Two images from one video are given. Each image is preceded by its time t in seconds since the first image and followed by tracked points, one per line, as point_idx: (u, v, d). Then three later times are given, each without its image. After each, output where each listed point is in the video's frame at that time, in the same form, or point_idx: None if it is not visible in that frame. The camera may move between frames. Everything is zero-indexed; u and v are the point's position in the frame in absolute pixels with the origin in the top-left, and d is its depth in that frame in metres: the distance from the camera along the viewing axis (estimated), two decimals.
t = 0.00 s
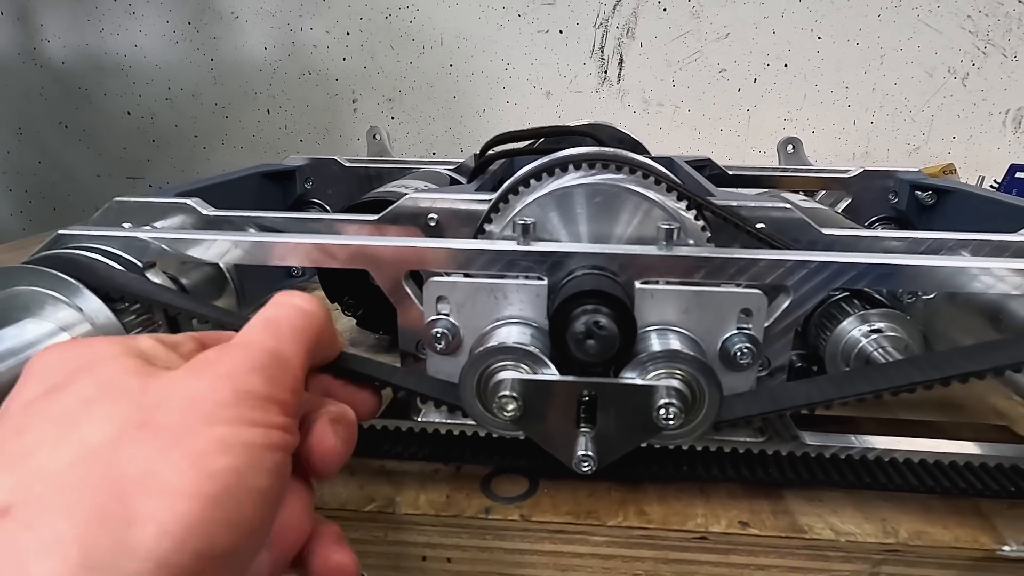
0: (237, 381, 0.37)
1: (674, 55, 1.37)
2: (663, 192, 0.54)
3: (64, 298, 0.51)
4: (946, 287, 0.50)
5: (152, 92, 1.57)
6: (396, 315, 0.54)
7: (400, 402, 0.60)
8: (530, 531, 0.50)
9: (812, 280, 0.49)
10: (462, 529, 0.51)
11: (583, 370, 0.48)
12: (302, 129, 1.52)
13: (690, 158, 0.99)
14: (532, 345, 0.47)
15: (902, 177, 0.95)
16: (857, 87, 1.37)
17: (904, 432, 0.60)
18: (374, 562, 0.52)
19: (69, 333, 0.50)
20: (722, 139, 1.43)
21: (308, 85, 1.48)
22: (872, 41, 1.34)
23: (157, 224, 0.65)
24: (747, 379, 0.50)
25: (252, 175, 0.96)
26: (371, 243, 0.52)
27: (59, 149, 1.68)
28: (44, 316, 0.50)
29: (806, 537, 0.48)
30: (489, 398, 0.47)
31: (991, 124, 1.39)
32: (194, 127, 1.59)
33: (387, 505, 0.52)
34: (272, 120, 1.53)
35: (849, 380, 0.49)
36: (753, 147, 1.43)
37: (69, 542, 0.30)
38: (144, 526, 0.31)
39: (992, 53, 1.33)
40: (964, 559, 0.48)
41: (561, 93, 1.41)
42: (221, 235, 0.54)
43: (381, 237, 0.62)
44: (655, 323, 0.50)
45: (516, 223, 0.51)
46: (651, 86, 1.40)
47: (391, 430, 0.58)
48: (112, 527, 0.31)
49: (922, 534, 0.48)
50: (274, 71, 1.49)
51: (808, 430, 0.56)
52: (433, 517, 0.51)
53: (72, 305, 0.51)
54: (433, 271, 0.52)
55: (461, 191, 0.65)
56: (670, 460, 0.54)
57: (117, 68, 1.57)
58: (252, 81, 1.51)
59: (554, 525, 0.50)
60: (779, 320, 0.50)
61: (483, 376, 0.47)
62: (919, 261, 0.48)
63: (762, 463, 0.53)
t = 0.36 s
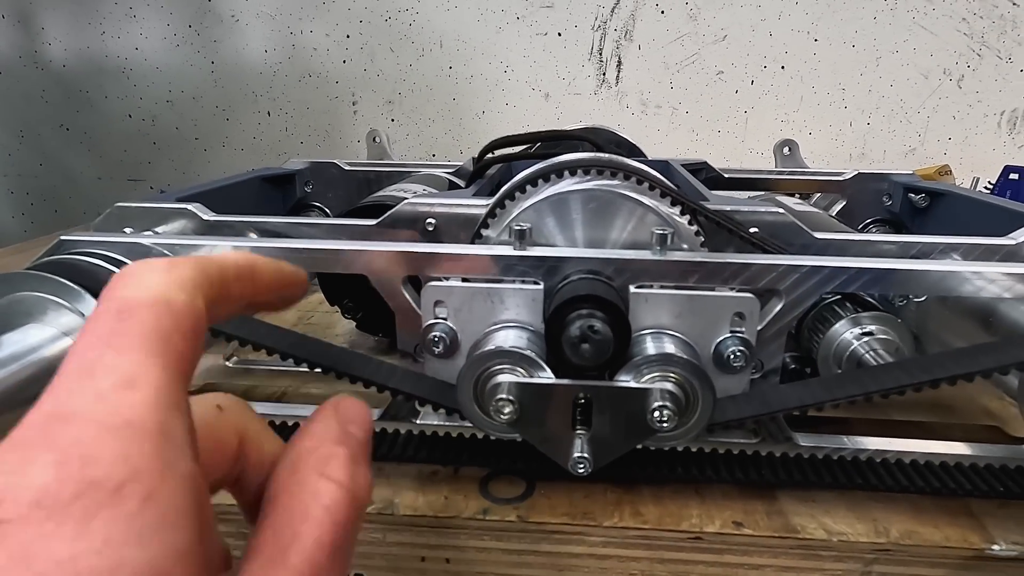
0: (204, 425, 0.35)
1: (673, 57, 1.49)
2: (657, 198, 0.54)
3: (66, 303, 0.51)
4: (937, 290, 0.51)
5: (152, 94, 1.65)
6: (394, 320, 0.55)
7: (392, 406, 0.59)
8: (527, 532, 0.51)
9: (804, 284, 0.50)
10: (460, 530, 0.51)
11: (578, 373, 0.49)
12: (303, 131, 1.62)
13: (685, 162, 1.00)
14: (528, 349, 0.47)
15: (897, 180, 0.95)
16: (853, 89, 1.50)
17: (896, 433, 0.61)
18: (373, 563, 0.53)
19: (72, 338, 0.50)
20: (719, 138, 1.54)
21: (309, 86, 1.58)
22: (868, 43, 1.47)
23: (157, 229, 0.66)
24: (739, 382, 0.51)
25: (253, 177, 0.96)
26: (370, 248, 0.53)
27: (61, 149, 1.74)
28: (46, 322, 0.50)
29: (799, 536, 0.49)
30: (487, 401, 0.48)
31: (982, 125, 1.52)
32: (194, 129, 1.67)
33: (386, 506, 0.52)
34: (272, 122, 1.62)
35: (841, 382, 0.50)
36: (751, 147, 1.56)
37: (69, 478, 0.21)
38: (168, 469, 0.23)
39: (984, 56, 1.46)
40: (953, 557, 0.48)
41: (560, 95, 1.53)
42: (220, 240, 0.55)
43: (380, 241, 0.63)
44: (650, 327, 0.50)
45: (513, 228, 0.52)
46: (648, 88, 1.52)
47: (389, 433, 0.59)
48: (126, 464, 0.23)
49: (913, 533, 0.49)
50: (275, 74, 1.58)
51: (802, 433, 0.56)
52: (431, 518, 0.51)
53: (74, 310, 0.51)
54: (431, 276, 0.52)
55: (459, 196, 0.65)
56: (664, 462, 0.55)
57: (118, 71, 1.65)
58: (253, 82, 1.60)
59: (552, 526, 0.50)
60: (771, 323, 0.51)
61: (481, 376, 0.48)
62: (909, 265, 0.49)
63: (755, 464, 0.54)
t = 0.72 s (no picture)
0: (226, 486, 0.33)
1: (670, 62, 1.50)
2: (652, 205, 0.55)
3: (70, 310, 0.52)
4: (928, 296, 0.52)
5: (152, 100, 1.66)
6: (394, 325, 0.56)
7: (393, 410, 0.60)
8: (525, 534, 0.51)
9: (796, 289, 0.50)
10: (459, 532, 0.52)
11: (574, 378, 0.49)
12: (302, 136, 1.63)
13: (681, 168, 1.01)
14: (525, 354, 0.48)
15: (890, 185, 0.96)
16: (849, 93, 1.52)
17: (889, 435, 0.62)
18: (372, 566, 0.54)
19: (75, 344, 0.51)
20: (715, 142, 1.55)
21: (308, 91, 1.59)
22: (863, 48, 1.48)
23: (159, 236, 0.67)
24: (732, 387, 0.52)
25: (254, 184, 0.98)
26: (370, 255, 0.54)
27: (61, 153, 1.75)
28: (51, 329, 0.52)
29: (792, 538, 0.50)
30: (485, 406, 0.49)
31: (977, 129, 1.54)
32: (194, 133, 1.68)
33: (386, 509, 0.53)
34: (273, 127, 1.63)
35: (833, 386, 0.50)
36: (747, 151, 1.57)
37: None
38: None
39: (978, 61, 1.48)
40: (943, 558, 0.49)
41: (558, 99, 1.54)
42: (222, 248, 0.56)
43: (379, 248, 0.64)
44: (645, 332, 0.51)
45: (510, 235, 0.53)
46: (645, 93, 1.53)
47: (388, 437, 0.60)
48: None
49: (904, 534, 0.50)
50: (274, 79, 1.59)
51: (795, 436, 0.57)
52: (430, 520, 0.52)
53: (76, 317, 0.52)
54: (430, 283, 0.53)
55: (457, 203, 0.66)
56: (660, 464, 0.56)
57: (118, 76, 1.65)
58: (252, 88, 1.61)
59: (549, 528, 0.51)
60: (764, 329, 0.52)
61: (478, 385, 0.49)
62: (899, 271, 0.50)
63: (749, 467, 0.55)
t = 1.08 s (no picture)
0: (242, 470, 0.35)
1: (668, 67, 1.52)
2: (645, 220, 0.57)
3: (78, 323, 0.54)
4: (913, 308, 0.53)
5: (157, 106, 1.68)
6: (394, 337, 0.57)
7: (393, 418, 0.61)
8: (522, 539, 0.53)
9: (785, 301, 0.52)
10: (457, 538, 0.53)
11: (568, 388, 0.51)
12: (305, 141, 1.64)
13: (677, 177, 1.02)
14: (521, 365, 0.50)
15: (882, 193, 0.98)
16: (845, 98, 1.54)
17: (880, 442, 0.63)
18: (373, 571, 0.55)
19: (83, 357, 0.53)
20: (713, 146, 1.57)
21: (312, 97, 1.61)
22: (858, 53, 1.50)
23: (165, 248, 0.68)
24: (724, 396, 0.53)
25: (258, 193, 0.99)
26: (371, 269, 0.55)
27: (66, 158, 1.77)
28: (60, 342, 0.53)
29: (781, 543, 0.51)
30: (483, 416, 0.50)
31: (971, 133, 1.55)
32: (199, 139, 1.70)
33: (387, 516, 0.55)
34: (276, 131, 1.65)
35: (821, 396, 0.52)
36: (745, 155, 1.59)
37: None
38: None
39: (971, 66, 1.50)
40: (929, 562, 0.51)
41: (558, 104, 1.56)
42: (228, 262, 0.58)
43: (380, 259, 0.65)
44: (639, 343, 0.53)
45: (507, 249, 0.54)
46: (645, 98, 1.55)
47: (389, 445, 0.61)
48: None
49: (890, 539, 0.52)
50: (279, 85, 1.61)
51: (786, 443, 0.59)
52: (430, 526, 0.54)
53: (84, 331, 0.54)
54: (429, 295, 0.55)
55: (456, 216, 0.68)
56: (653, 471, 0.57)
57: (124, 82, 1.67)
58: (258, 95, 1.63)
59: (546, 534, 0.53)
60: (754, 339, 0.54)
61: (475, 395, 0.50)
62: (884, 283, 0.51)
63: (740, 474, 0.56)
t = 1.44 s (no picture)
0: (269, 481, 0.38)
1: (663, 68, 1.55)
2: (640, 239, 0.60)
3: (101, 337, 0.57)
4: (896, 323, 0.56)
5: (151, 106, 1.70)
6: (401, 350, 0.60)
7: (398, 427, 0.63)
8: (524, 543, 0.56)
9: (773, 317, 0.55)
10: (463, 542, 0.56)
11: (568, 400, 0.54)
12: (303, 142, 1.67)
13: (671, 186, 1.05)
14: (523, 379, 0.53)
15: (872, 202, 1.01)
16: (839, 98, 1.57)
17: (865, 448, 0.66)
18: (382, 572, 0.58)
19: (108, 369, 0.56)
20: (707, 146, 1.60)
21: (304, 97, 1.63)
22: (852, 55, 1.53)
23: (178, 262, 0.71)
24: (716, 406, 0.56)
25: (261, 203, 1.01)
26: (380, 286, 0.58)
27: (62, 159, 1.79)
28: (85, 356, 0.56)
29: (770, 546, 0.54)
30: (487, 427, 0.53)
31: (964, 134, 1.58)
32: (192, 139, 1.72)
33: (395, 521, 0.57)
34: (271, 133, 1.67)
35: (806, 407, 0.55)
36: (740, 156, 1.62)
37: None
38: None
39: (964, 67, 1.52)
40: (908, 564, 0.54)
41: (554, 104, 1.59)
42: (242, 278, 0.60)
43: (387, 273, 0.68)
44: (634, 357, 0.55)
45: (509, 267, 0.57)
46: (640, 99, 1.58)
47: (397, 452, 0.64)
48: None
49: (873, 542, 0.55)
50: (271, 85, 1.63)
51: (775, 450, 0.62)
52: (437, 531, 0.57)
53: (107, 344, 0.57)
54: (435, 311, 0.57)
55: (459, 231, 0.70)
56: (648, 478, 0.60)
57: (118, 82, 1.69)
58: (252, 94, 1.65)
59: (547, 538, 0.55)
60: (743, 353, 0.56)
61: (480, 407, 0.53)
62: (866, 300, 0.54)
63: (730, 480, 0.59)
